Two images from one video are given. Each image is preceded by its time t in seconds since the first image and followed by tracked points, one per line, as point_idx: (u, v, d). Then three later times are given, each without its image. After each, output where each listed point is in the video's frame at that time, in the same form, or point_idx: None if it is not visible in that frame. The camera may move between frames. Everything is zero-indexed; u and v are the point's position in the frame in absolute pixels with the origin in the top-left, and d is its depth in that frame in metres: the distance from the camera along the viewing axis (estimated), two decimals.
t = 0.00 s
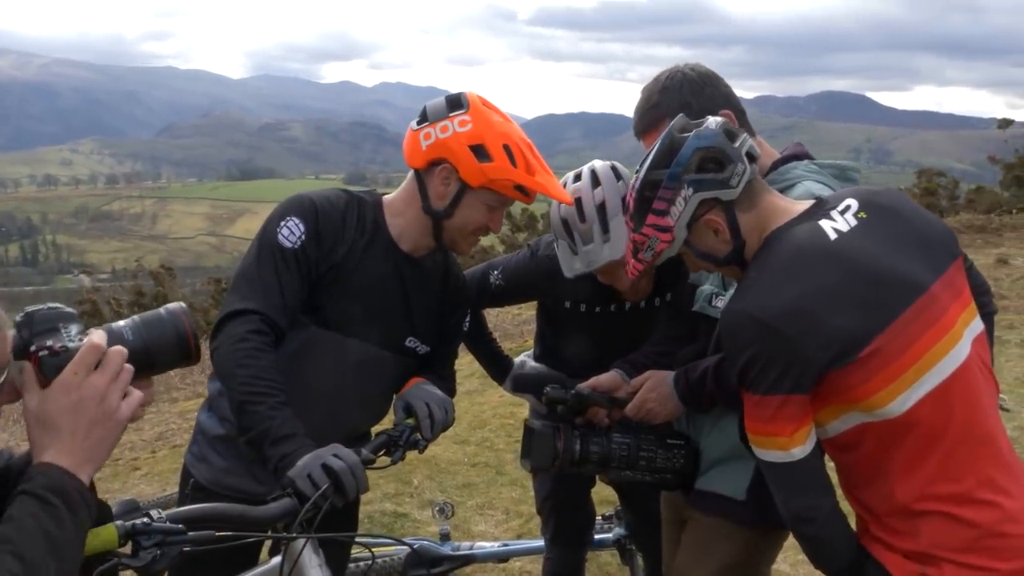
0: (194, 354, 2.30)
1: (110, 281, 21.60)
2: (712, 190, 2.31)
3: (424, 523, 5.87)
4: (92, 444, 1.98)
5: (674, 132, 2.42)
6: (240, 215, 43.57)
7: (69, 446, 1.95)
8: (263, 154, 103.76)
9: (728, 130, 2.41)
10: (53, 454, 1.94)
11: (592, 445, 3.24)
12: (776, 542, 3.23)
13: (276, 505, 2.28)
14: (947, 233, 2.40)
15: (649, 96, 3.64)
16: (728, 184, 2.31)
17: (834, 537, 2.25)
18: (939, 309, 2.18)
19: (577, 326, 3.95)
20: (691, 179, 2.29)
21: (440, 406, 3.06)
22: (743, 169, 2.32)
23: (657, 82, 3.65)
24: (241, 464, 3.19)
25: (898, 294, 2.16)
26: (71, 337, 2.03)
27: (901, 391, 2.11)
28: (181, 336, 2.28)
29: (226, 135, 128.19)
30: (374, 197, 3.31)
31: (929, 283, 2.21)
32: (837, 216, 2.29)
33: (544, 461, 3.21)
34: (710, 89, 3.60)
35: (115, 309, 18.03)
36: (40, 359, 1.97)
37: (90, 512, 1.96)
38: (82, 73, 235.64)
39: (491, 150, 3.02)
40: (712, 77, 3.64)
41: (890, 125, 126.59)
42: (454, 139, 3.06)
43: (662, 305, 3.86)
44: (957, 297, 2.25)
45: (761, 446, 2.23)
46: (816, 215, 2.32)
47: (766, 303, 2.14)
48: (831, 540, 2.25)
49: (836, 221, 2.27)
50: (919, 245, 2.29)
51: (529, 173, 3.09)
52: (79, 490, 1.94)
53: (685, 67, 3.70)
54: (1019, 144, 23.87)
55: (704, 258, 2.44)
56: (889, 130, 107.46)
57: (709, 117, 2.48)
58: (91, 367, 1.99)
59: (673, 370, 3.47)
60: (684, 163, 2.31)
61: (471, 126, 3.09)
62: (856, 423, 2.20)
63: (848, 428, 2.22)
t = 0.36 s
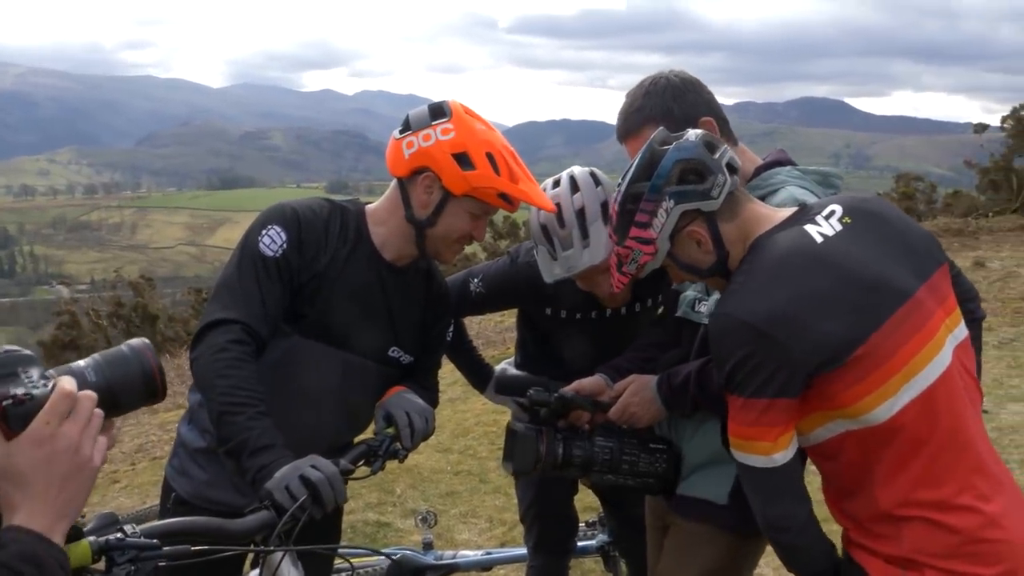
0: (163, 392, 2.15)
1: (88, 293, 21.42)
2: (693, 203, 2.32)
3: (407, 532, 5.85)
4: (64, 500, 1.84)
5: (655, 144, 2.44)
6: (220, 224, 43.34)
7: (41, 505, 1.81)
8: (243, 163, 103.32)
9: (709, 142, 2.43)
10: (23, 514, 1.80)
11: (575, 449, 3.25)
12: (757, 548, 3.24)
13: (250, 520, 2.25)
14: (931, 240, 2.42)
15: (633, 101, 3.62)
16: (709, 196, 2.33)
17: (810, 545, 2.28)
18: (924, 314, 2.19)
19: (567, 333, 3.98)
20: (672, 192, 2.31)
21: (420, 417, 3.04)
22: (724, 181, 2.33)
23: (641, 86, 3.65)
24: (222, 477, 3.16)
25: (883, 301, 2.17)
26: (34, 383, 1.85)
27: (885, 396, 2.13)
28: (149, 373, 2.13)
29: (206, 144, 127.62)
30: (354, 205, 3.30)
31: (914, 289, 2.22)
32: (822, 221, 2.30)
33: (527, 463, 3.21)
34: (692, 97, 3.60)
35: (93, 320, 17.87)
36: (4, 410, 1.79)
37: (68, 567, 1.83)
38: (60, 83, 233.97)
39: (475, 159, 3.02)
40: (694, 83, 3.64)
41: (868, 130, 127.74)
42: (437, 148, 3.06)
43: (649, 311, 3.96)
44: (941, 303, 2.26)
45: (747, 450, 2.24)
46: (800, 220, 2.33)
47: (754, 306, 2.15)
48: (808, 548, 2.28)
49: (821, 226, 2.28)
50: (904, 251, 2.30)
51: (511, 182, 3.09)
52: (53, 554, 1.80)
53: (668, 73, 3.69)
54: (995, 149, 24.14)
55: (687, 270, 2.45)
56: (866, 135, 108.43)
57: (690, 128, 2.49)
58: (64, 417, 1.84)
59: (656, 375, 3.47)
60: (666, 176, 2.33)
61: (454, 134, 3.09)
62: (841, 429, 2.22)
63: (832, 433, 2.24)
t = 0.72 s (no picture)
0: (132, 416, 2.09)
1: (70, 297, 21.27)
2: (689, 205, 2.36)
3: (392, 538, 5.83)
4: (28, 527, 1.76)
5: (651, 146, 2.47)
6: (203, 228, 43.14)
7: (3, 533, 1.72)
8: (228, 166, 102.89)
9: (705, 145, 2.48)
10: None
11: (564, 451, 3.34)
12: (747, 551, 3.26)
13: (232, 527, 2.25)
14: (925, 245, 2.46)
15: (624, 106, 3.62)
16: (705, 199, 2.37)
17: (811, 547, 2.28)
18: (920, 319, 2.23)
19: (556, 337, 4.03)
20: (668, 194, 2.35)
21: (404, 421, 3.05)
22: (719, 184, 2.38)
23: (634, 92, 3.66)
24: (203, 482, 3.14)
25: (882, 306, 2.20)
26: None
27: (883, 401, 2.16)
28: (117, 395, 2.07)
29: (191, 148, 127.10)
30: (339, 209, 3.31)
31: (910, 294, 2.26)
32: (819, 224, 2.34)
33: (517, 465, 3.31)
34: (683, 105, 3.60)
35: (75, 324, 17.76)
36: None
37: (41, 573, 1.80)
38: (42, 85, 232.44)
39: (461, 163, 3.00)
40: (685, 91, 3.65)
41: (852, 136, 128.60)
42: (421, 152, 3.04)
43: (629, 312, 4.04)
44: (936, 308, 2.30)
45: (748, 452, 2.26)
46: (797, 224, 2.36)
47: (757, 308, 2.17)
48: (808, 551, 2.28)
49: (819, 229, 2.31)
50: (899, 256, 2.34)
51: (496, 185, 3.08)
52: None
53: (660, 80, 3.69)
54: (975, 155, 24.36)
55: (681, 273, 2.47)
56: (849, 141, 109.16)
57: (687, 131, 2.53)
58: (24, 438, 1.76)
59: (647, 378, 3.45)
60: (662, 178, 2.36)
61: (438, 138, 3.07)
62: (839, 433, 2.25)
63: (831, 437, 2.27)
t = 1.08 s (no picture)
0: (99, 440, 2.14)
1: (61, 301, 21.18)
2: (697, 199, 2.39)
3: (385, 542, 5.81)
4: None
5: (659, 139, 2.50)
6: (195, 232, 43.01)
7: None
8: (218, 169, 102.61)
9: (713, 139, 2.51)
10: None
11: (561, 458, 3.31)
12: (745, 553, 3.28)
13: (222, 533, 2.24)
14: (932, 246, 2.51)
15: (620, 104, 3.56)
16: (714, 193, 2.40)
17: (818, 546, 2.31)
18: (930, 318, 2.28)
19: (551, 336, 4.09)
20: (676, 187, 2.38)
21: (394, 422, 3.03)
22: (728, 178, 2.41)
23: (629, 90, 3.62)
24: (193, 489, 3.13)
25: (894, 302, 2.24)
26: None
27: (893, 401, 2.21)
28: (84, 421, 2.12)
29: (182, 151, 126.76)
30: (306, 206, 3.30)
31: (921, 292, 2.30)
32: (830, 220, 2.38)
33: (515, 474, 3.26)
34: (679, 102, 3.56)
35: (66, 328, 17.70)
36: None
37: None
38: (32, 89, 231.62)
39: (424, 150, 3.02)
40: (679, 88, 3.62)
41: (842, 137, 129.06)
42: (383, 143, 3.05)
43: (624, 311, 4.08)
44: (945, 308, 2.35)
45: (756, 448, 2.29)
46: (807, 220, 2.41)
47: (770, 304, 2.21)
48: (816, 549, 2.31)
49: (830, 225, 2.35)
50: (908, 254, 2.38)
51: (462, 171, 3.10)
52: None
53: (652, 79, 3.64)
54: (965, 156, 24.46)
55: (688, 268, 2.51)
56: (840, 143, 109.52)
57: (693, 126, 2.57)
58: None
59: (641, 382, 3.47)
60: (670, 172, 2.40)
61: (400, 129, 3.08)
62: (848, 431, 2.29)
63: (839, 435, 2.31)
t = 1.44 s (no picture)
0: (75, 468, 2.22)
1: (54, 305, 21.13)
2: (761, 150, 2.45)
3: (380, 545, 5.81)
4: None
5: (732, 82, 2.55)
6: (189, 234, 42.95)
7: None
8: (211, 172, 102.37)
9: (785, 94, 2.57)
10: None
11: (554, 463, 3.34)
12: (741, 557, 3.29)
13: (215, 539, 2.25)
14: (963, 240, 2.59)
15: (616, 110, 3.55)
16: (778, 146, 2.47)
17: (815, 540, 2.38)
18: (962, 314, 2.37)
19: (555, 338, 4.08)
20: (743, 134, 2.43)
21: (387, 427, 3.06)
22: (793, 136, 2.49)
23: (623, 94, 3.62)
24: (183, 498, 3.13)
25: (936, 291, 2.31)
26: None
27: (918, 391, 2.30)
28: (59, 448, 2.21)
29: (176, 154, 126.58)
30: (271, 207, 3.29)
31: (959, 286, 2.38)
32: (883, 202, 2.42)
33: (507, 480, 3.31)
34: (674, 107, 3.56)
35: (59, 332, 17.60)
36: None
37: None
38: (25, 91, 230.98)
39: (384, 144, 3.02)
40: (672, 92, 3.62)
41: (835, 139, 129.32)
42: (344, 137, 3.05)
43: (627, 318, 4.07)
44: (970, 306, 2.45)
45: (773, 420, 2.34)
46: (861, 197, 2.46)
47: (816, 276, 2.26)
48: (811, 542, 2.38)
49: (883, 207, 2.40)
50: (948, 244, 2.45)
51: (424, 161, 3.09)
52: None
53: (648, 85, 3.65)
54: (959, 157, 24.54)
55: (731, 218, 2.56)
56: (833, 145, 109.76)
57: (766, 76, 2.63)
58: None
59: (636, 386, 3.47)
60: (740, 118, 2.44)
61: (359, 122, 3.09)
62: (865, 416, 2.37)
63: (853, 418, 2.39)
